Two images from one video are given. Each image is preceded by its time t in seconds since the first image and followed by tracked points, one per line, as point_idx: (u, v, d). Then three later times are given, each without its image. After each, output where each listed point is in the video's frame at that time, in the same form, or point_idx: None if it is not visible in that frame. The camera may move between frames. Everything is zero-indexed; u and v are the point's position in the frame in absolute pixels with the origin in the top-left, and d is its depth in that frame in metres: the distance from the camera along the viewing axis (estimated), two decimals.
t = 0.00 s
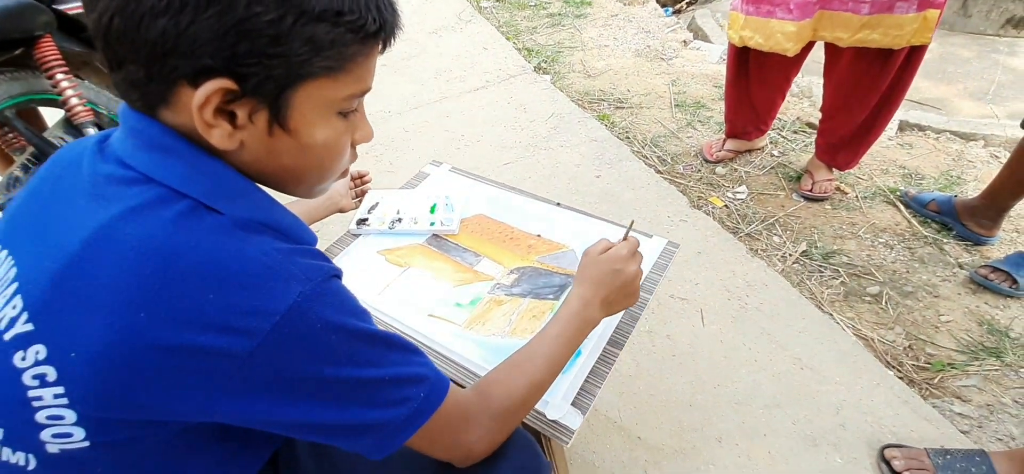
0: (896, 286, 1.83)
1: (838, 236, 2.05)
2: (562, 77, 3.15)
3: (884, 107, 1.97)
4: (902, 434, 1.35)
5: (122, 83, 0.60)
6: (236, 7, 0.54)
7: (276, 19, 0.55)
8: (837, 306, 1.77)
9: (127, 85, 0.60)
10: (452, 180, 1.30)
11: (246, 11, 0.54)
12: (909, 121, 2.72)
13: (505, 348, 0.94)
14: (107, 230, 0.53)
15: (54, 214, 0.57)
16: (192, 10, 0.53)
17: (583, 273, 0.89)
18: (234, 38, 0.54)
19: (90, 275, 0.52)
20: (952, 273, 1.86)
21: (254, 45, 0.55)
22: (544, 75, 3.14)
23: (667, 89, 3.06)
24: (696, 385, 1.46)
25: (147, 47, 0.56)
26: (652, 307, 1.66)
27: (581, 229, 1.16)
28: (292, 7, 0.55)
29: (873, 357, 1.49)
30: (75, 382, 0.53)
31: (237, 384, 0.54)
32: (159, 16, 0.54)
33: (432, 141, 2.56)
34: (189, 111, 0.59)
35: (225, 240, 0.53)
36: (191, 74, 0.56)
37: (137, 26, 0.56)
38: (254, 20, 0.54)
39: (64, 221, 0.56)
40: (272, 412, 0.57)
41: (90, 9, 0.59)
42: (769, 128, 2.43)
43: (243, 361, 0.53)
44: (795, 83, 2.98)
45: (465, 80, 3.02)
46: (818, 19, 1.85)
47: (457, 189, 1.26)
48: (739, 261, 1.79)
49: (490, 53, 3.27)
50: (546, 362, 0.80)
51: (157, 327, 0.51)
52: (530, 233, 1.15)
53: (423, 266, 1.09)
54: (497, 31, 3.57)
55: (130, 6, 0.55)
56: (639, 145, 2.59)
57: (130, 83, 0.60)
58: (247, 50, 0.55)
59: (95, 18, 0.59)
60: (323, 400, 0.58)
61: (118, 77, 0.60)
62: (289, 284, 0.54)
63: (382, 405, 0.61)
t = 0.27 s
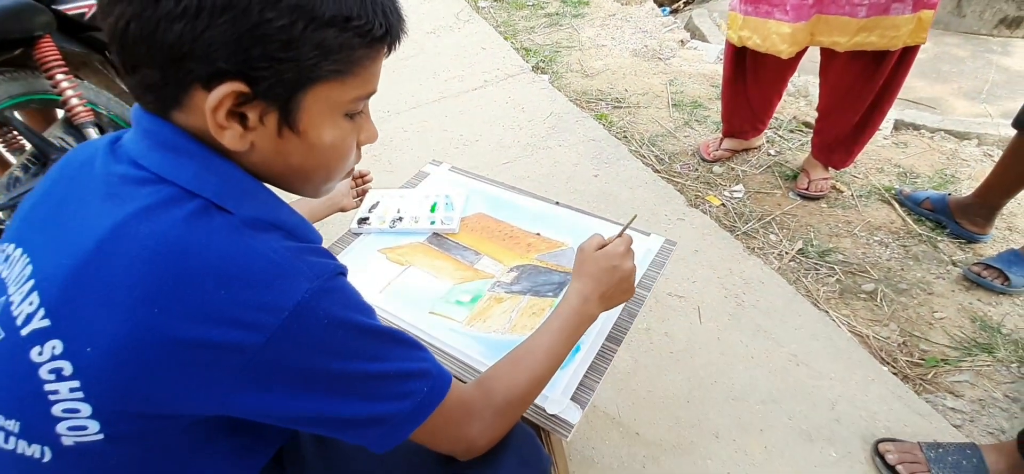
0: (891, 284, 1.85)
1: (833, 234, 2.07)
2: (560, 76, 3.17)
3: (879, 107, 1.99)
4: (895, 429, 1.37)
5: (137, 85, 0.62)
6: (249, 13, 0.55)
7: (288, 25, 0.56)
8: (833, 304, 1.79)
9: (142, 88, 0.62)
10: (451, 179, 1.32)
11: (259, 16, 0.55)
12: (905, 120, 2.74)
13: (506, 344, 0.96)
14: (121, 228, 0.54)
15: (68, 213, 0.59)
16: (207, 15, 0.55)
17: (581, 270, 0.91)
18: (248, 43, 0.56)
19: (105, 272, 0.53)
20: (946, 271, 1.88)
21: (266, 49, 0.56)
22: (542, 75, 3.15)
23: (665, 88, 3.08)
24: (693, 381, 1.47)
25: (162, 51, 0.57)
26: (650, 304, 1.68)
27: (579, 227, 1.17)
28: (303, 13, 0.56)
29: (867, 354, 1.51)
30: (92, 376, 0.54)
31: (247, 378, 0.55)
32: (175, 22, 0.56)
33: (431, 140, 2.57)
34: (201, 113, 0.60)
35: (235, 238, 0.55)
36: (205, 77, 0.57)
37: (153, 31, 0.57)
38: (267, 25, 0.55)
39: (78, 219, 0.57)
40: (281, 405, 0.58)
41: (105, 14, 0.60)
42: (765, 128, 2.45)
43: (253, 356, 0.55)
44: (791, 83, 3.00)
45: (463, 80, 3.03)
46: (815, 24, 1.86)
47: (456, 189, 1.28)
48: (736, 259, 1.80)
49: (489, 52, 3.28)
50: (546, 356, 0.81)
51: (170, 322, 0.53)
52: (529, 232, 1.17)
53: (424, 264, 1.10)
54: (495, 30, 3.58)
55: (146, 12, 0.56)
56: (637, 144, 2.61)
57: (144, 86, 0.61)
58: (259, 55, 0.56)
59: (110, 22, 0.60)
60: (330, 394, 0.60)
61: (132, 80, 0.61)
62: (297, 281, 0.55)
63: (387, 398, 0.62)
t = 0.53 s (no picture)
0: (884, 284, 1.87)
1: (828, 235, 2.09)
2: (559, 77, 3.19)
3: (874, 109, 2.02)
4: (886, 427, 1.39)
5: (151, 88, 0.63)
6: (261, 20, 0.57)
7: (297, 32, 0.58)
8: (827, 304, 1.81)
9: (155, 90, 0.63)
10: (450, 179, 1.33)
11: (270, 23, 0.57)
12: (900, 122, 2.76)
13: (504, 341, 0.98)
14: (133, 225, 0.56)
15: (82, 210, 0.60)
16: (221, 22, 0.57)
17: (576, 268, 0.93)
18: (259, 49, 0.58)
19: (118, 267, 0.55)
20: (938, 272, 1.91)
21: (277, 55, 0.58)
22: (541, 75, 3.17)
23: (663, 90, 3.10)
24: (688, 380, 1.50)
25: (176, 56, 0.59)
26: (646, 304, 1.70)
27: (576, 227, 1.19)
28: (311, 21, 0.58)
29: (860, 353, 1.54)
30: (105, 366, 0.56)
31: (253, 369, 0.57)
32: (190, 28, 0.57)
33: (431, 140, 2.59)
34: (212, 114, 0.62)
35: (243, 235, 0.57)
36: (217, 81, 0.59)
37: (168, 36, 0.59)
38: (277, 32, 0.57)
39: (91, 216, 0.59)
40: (286, 396, 0.60)
41: (122, 19, 0.61)
42: (762, 130, 2.48)
43: (259, 348, 0.57)
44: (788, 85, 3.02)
45: (462, 80, 3.04)
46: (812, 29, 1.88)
47: (455, 188, 1.30)
48: (731, 259, 1.83)
49: (488, 53, 3.30)
50: (542, 352, 0.84)
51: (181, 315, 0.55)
52: (526, 231, 1.19)
53: (423, 263, 1.12)
54: (495, 31, 3.60)
55: (162, 17, 0.58)
56: (635, 145, 2.63)
57: (158, 88, 0.63)
58: (270, 60, 0.58)
59: (127, 27, 0.62)
60: (333, 386, 0.62)
61: (147, 82, 0.63)
62: (302, 276, 0.57)
63: (388, 391, 0.64)
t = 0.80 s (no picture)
0: (892, 294, 1.87)
1: (837, 243, 2.09)
2: (572, 80, 3.21)
3: (888, 117, 2.01)
4: (887, 436, 1.40)
5: (182, 88, 0.67)
6: (287, 28, 0.60)
7: (320, 40, 0.61)
8: (833, 313, 1.81)
9: (186, 91, 0.67)
10: (461, 179, 1.36)
11: (295, 31, 0.60)
12: (915, 132, 2.74)
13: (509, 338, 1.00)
14: (163, 215, 0.60)
15: (115, 201, 0.64)
16: (250, 30, 0.60)
17: (579, 268, 0.95)
18: (284, 55, 0.61)
19: (148, 254, 0.59)
20: (948, 283, 1.90)
21: (300, 61, 0.61)
22: (554, 78, 3.19)
23: (676, 94, 3.11)
24: (691, 383, 1.51)
25: (207, 60, 0.63)
26: (651, 307, 1.71)
27: (582, 230, 1.22)
28: (333, 29, 0.62)
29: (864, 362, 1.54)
30: (135, 347, 0.60)
31: (270, 354, 0.61)
32: (221, 34, 0.61)
33: (444, 140, 2.62)
34: (238, 115, 0.65)
35: (264, 228, 0.60)
36: (244, 84, 0.63)
37: (200, 41, 0.63)
38: (301, 39, 0.61)
39: (124, 207, 0.63)
40: (299, 381, 0.63)
41: (158, 24, 0.65)
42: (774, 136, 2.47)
43: (275, 334, 0.60)
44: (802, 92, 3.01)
45: (476, 81, 3.08)
46: (826, 35, 1.89)
47: (465, 188, 1.33)
48: (738, 265, 1.84)
49: (502, 54, 3.33)
50: (544, 349, 0.86)
51: (205, 301, 0.58)
52: (534, 232, 1.21)
53: (432, 260, 1.16)
54: (510, 33, 3.63)
55: (196, 24, 0.62)
56: (646, 149, 2.65)
57: (190, 89, 0.66)
58: (294, 65, 0.61)
59: (162, 31, 0.66)
60: (344, 373, 0.65)
61: (179, 83, 0.67)
62: (317, 268, 0.61)
63: (396, 379, 0.67)
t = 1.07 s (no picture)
0: (907, 311, 1.85)
1: (852, 258, 2.08)
2: (589, 91, 3.25)
3: (906, 132, 2.00)
4: (897, 452, 1.39)
5: (221, 101, 0.73)
6: (318, 49, 0.65)
7: (348, 60, 0.66)
8: (847, 328, 1.80)
9: (225, 104, 0.73)
10: (476, 188, 1.41)
11: (326, 51, 0.65)
12: (937, 148, 2.71)
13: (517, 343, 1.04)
14: (200, 217, 0.65)
15: (157, 203, 0.70)
16: (285, 50, 0.65)
17: (588, 276, 0.98)
18: (315, 74, 0.66)
19: (186, 252, 0.64)
20: (966, 301, 1.87)
21: (329, 79, 0.66)
22: (571, 89, 3.23)
23: (692, 107, 3.12)
24: (699, 393, 1.52)
25: (244, 76, 0.68)
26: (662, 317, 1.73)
27: (592, 239, 1.25)
28: (360, 50, 0.67)
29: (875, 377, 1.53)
30: (171, 337, 0.65)
31: (294, 347, 0.65)
32: (259, 54, 0.66)
33: (461, 149, 2.68)
34: (269, 126, 0.70)
35: (291, 230, 0.65)
36: (277, 99, 0.68)
37: (240, 60, 0.68)
38: (331, 60, 0.66)
39: (165, 208, 0.68)
40: (319, 373, 0.68)
41: (202, 44, 0.71)
42: (790, 150, 2.47)
43: (299, 329, 0.64)
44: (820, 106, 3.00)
45: (495, 91, 3.14)
46: (842, 48, 1.90)
47: (480, 197, 1.37)
48: (750, 278, 1.84)
49: (521, 66, 3.39)
50: (551, 354, 0.89)
51: (236, 296, 0.63)
52: (545, 240, 1.25)
53: (446, 265, 1.20)
54: (529, 44, 3.69)
55: (236, 44, 0.67)
56: (660, 161, 2.66)
57: (228, 103, 0.72)
58: (323, 83, 0.66)
59: (206, 50, 0.71)
60: (361, 368, 0.69)
61: (219, 97, 0.72)
62: (338, 269, 0.65)
63: (409, 376, 0.71)
